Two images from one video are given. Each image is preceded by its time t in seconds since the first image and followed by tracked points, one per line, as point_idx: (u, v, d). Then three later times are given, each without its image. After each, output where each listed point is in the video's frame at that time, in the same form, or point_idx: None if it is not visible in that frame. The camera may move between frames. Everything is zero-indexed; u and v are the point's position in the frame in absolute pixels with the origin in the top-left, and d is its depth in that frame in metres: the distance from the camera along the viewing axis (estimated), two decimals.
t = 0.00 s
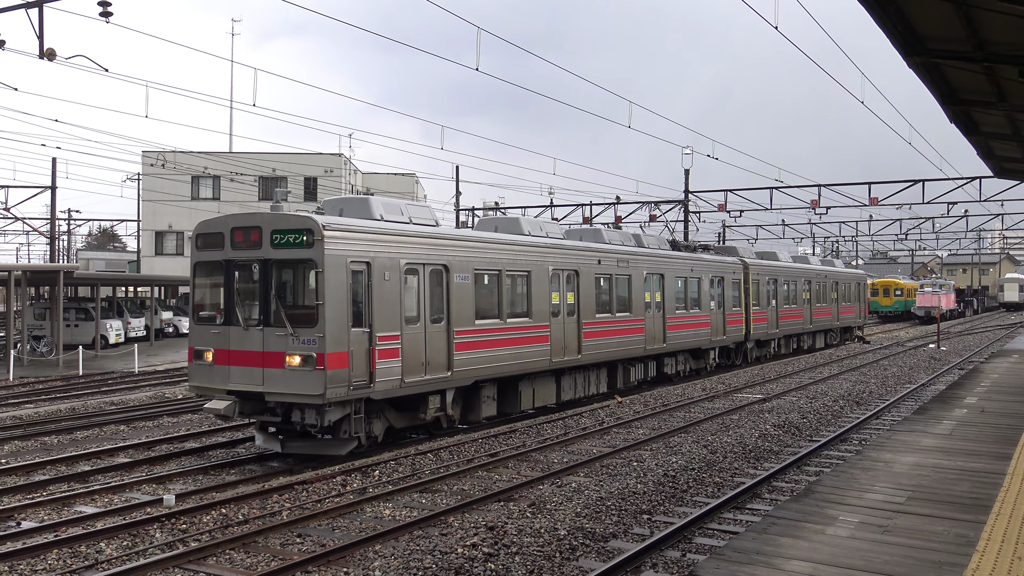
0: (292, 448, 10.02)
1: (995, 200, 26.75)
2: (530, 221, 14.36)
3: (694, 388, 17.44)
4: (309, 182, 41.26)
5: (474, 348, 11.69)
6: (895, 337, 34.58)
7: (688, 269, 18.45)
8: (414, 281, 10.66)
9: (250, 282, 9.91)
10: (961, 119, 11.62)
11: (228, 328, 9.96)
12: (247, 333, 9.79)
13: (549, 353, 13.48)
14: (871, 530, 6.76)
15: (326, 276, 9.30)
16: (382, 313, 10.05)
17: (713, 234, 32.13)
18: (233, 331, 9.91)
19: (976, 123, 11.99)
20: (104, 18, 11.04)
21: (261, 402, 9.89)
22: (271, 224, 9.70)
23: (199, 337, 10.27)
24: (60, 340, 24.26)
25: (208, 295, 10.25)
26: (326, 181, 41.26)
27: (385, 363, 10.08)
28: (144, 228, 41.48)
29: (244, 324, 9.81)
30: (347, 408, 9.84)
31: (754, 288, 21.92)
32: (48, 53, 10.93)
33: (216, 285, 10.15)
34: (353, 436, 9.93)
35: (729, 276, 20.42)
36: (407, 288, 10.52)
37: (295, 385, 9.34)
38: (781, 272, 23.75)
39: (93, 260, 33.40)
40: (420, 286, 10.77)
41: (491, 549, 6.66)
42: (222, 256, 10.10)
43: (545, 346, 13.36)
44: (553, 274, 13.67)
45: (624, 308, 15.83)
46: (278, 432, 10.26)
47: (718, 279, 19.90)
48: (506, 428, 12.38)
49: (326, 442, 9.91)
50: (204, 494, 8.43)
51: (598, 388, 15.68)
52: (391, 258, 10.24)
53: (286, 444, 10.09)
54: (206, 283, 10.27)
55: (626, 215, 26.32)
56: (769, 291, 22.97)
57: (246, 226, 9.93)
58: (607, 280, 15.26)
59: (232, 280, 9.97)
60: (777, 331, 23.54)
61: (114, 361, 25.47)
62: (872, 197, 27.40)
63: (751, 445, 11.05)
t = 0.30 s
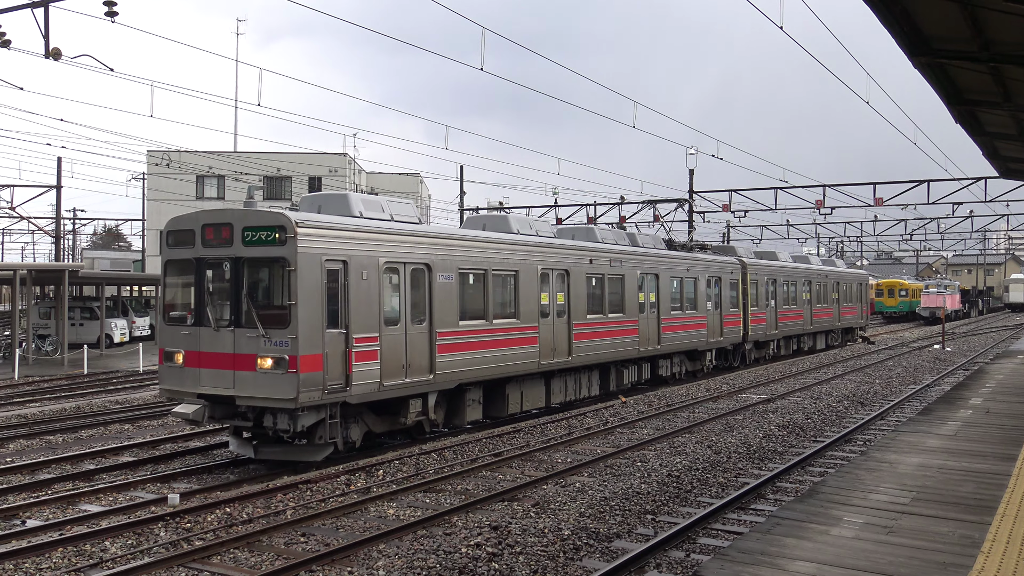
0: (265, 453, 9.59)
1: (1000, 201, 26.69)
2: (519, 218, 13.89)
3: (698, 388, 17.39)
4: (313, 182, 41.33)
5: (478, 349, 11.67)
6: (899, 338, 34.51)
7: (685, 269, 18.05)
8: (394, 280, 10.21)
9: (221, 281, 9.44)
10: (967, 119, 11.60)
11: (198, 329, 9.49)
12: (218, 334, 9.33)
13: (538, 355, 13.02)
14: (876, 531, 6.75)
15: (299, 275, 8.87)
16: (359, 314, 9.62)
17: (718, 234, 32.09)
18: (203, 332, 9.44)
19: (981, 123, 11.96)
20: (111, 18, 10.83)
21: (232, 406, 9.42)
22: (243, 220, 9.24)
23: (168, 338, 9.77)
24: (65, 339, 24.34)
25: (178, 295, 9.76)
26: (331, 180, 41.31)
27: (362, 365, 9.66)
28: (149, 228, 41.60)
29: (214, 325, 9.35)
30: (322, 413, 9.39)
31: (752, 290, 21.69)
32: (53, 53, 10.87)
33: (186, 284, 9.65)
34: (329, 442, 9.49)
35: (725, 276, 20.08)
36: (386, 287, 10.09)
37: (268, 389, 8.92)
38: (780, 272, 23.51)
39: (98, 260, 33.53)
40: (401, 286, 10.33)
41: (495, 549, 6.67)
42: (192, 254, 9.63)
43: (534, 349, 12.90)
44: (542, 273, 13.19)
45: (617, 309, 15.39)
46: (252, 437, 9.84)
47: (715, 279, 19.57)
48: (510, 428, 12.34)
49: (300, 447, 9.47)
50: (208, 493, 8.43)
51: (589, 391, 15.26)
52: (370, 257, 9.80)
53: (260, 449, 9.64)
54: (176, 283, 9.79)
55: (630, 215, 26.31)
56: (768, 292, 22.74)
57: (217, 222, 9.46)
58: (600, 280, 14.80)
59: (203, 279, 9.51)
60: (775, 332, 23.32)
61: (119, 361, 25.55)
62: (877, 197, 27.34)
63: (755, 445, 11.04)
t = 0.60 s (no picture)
0: (236, 459, 9.18)
1: (1006, 201, 26.60)
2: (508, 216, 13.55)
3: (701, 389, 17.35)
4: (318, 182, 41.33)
5: (480, 348, 11.74)
6: (903, 339, 34.49)
7: (680, 268, 17.70)
8: (372, 280, 9.87)
9: (190, 280, 9.10)
10: (972, 119, 11.56)
11: (166, 329, 9.15)
12: (186, 335, 8.98)
13: (525, 357, 12.69)
14: (880, 532, 6.74)
15: (269, 273, 8.51)
16: (334, 314, 9.27)
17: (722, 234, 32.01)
18: (172, 332, 9.10)
19: (987, 124, 11.91)
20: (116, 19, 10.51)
21: (199, 410, 9.04)
22: (211, 216, 8.90)
23: (137, 339, 9.44)
24: (70, 338, 24.38)
25: (147, 294, 9.44)
26: (335, 180, 41.31)
27: (338, 367, 9.31)
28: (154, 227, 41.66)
29: (182, 325, 9.00)
30: (293, 419, 8.99)
31: (750, 291, 21.42)
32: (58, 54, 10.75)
33: (155, 283, 9.34)
34: (303, 447, 9.13)
35: (722, 276, 19.75)
36: (364, 287, 9.73)
37: (234, 392, 8.53)
38: (780, 272, 23.30)
39: (103, 258, 33.59)
40: (380, 285, 9.98)
41: (498, 548, 6.67)
42: (161, 251, 9.30)
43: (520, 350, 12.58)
44: (530, 273, 12.83)
45: (610, 309, 15.05)
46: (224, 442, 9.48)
47: (712, 279, 19.24)
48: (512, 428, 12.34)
49: (271, 453, 9.09)
50: (211, 493, 8.45)
51: (581, 394, 14.89)
52: (346, 255, 9.46)
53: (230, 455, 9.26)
54: (146, 281, 9.46)
55: (634, 215, 26.25)
56: (767, 293, 22.51)
57: (185, 218, 9.13)
58: (591, 279, 14.48)
59: (171, 277, 9.17)
60: (773, 334, 23.04)
61: (124, 359, 25.60)
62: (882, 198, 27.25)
63: (759, 446, 11.02)
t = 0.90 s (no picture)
0: (205, 466, 8.87)
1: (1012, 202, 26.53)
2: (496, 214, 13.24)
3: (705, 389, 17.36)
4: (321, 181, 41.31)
5: (482, 349, 11.78)
6: (906, 340, 34.46)
7: (674, 267, 17.39)
8: (348, 279, 9.51)
9: (155, 279, 8.72)
10: (977, 120, 11.52)
11: (131, 329, 8.76)
12: (150, 335, 8.61)
13: (511, 359, 12.38)
14: (884, 533, 6.73)
15: (236, 272, 8.13)
16: (307, 314, 8.91)
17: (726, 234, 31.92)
18: (136, 333, 8.72)
19: (992, 124, 11.87)
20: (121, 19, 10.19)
21: (164, 414, 8.68)
22: (177, 211, 8.53)
23: (100, 340, 9.06)
24: (73, 338, 24.39)
25: (111, 293, 9.05)
26: (339, 179, 41.31)
27: (311, 370, 8.95)
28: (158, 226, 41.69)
29: (147, 325, 8.62)
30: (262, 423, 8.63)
31: (747, 292, 21.21)
32: (66, 53, 10.60)
33: (119, 282, 8.96)
34: (274, 452, 8.82)
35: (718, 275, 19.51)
36: (338, 286, 9.37)
37: (200, 396, 8.19)
38: (778, 272, 23.13)
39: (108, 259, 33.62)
40: (356, 284, 9.62)
41: (502, 548, 6.67)
42: (125, 248, 8.91)
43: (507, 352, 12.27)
44: (516, 273, 12.55)
45: (601, 310, 14.75)
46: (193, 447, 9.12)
47: (709, 278, 19.00)
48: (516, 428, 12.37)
49: (239, 460, 8.78)
50: (214, 492, 8.45)
51: (570, 397, 14.57)
52: (320, 253, 9.10)
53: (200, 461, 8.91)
54: (110, 280, 9.07)
55: (639, 215, 26.17)
56: (765, 293, 22.32)
57: (150, 213, 8.74)
58: (581, 279, 14.18)
59: (136, 275, 8.80)
60: (772, 335, 22.82)
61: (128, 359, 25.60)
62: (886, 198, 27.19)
63: (762, 446, 11.01)
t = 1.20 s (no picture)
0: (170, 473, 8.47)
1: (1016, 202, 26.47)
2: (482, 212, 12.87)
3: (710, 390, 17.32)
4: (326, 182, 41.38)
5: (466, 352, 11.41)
6: (911, 341, 34.39)
7: (669, 268, 17.03)
8: (320, 280, 9.15)
9: (117, 279, 8.43)
10: (981, 120, 11.50)
11: (92, 331, 8.49)
12: (113, 338, 8.33)
13: (495, 361, 12.03)
14: (888, 533, 6.72)
15: (199, 272, 7.80)
16: (277, 317, 8.55)
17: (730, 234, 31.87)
18: (98, 336, 8.44)
19: (997, 124, 11.84)
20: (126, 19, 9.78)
21: (126, 421, 8.39)
22: (139, 209, 8.23)
23: (64, 343, 8.79)
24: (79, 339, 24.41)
25: (74, 293, 8.77)
26: (343, 180, 41.34)
27: (281, 374, 8.61)
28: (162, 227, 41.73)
29: (109, 328, 8.34)
30: (229, 431, 8.27)
31: (745, 293, 20.94)
32: (70, 53, 10.49)
33: (82, 282, 8.68)
34: (243, 460, 8.45)
35: (715, 276, 19.24)
36: (310, 287, 8.99)
37: (163, 401, 7.88)
38: (776, 272, 22.85)
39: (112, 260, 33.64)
40: (330, 285, 9.25)
41: (506, 549, 6.68)
42: (87, 247, 8.63)
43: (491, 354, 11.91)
44: (502, 272, 12.18)
45: (591, 311, 14.41)
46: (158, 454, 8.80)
47: (705, 278, 18.74)
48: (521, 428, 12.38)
49: (206, 467, 8.38)
50: (218, 492, 8.48)
51: (559, 400, 14.23)
52: (291, 252, 8.73)
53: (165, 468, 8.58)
54: (74, 280, 8.79)
55: (642, 215, 26.16)
56: (765, 294, 22.09)
57: (112, 211, 8.46)
58: (571, 279, 13.83)
59: (98, 275, 8.51)
60: (771, 336, 22.57)
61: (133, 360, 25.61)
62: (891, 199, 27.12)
63: (767, 447, 11.00)
